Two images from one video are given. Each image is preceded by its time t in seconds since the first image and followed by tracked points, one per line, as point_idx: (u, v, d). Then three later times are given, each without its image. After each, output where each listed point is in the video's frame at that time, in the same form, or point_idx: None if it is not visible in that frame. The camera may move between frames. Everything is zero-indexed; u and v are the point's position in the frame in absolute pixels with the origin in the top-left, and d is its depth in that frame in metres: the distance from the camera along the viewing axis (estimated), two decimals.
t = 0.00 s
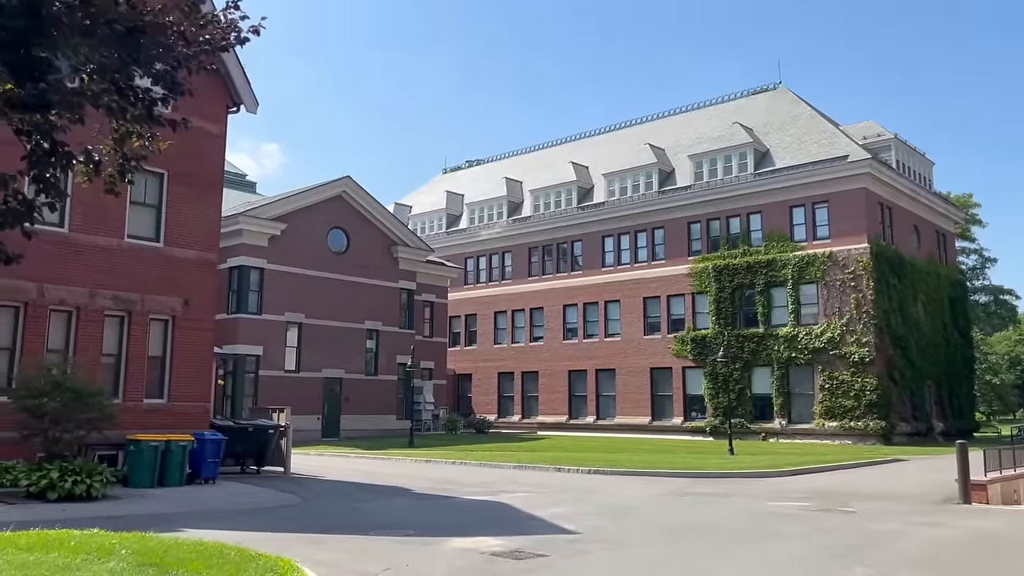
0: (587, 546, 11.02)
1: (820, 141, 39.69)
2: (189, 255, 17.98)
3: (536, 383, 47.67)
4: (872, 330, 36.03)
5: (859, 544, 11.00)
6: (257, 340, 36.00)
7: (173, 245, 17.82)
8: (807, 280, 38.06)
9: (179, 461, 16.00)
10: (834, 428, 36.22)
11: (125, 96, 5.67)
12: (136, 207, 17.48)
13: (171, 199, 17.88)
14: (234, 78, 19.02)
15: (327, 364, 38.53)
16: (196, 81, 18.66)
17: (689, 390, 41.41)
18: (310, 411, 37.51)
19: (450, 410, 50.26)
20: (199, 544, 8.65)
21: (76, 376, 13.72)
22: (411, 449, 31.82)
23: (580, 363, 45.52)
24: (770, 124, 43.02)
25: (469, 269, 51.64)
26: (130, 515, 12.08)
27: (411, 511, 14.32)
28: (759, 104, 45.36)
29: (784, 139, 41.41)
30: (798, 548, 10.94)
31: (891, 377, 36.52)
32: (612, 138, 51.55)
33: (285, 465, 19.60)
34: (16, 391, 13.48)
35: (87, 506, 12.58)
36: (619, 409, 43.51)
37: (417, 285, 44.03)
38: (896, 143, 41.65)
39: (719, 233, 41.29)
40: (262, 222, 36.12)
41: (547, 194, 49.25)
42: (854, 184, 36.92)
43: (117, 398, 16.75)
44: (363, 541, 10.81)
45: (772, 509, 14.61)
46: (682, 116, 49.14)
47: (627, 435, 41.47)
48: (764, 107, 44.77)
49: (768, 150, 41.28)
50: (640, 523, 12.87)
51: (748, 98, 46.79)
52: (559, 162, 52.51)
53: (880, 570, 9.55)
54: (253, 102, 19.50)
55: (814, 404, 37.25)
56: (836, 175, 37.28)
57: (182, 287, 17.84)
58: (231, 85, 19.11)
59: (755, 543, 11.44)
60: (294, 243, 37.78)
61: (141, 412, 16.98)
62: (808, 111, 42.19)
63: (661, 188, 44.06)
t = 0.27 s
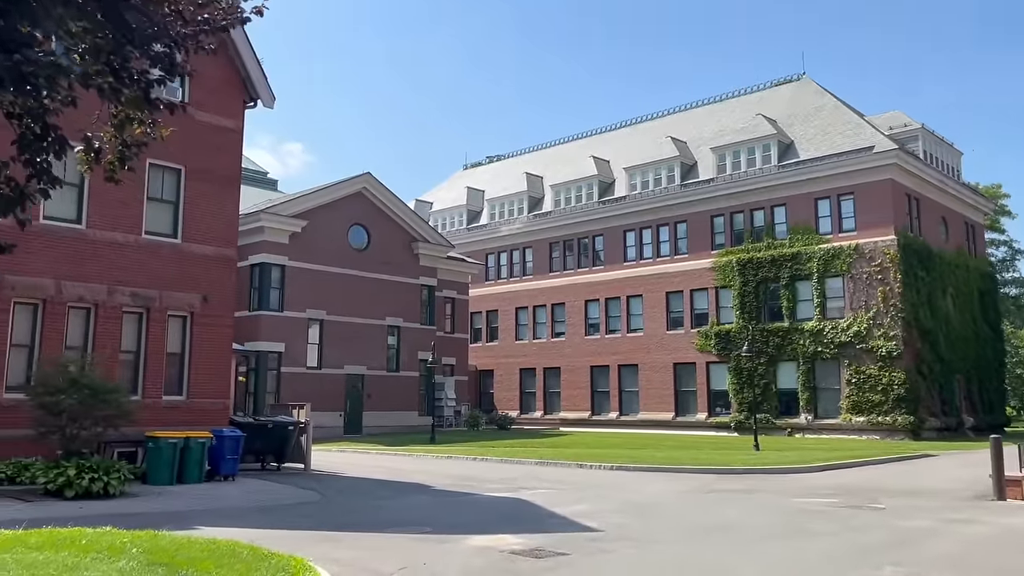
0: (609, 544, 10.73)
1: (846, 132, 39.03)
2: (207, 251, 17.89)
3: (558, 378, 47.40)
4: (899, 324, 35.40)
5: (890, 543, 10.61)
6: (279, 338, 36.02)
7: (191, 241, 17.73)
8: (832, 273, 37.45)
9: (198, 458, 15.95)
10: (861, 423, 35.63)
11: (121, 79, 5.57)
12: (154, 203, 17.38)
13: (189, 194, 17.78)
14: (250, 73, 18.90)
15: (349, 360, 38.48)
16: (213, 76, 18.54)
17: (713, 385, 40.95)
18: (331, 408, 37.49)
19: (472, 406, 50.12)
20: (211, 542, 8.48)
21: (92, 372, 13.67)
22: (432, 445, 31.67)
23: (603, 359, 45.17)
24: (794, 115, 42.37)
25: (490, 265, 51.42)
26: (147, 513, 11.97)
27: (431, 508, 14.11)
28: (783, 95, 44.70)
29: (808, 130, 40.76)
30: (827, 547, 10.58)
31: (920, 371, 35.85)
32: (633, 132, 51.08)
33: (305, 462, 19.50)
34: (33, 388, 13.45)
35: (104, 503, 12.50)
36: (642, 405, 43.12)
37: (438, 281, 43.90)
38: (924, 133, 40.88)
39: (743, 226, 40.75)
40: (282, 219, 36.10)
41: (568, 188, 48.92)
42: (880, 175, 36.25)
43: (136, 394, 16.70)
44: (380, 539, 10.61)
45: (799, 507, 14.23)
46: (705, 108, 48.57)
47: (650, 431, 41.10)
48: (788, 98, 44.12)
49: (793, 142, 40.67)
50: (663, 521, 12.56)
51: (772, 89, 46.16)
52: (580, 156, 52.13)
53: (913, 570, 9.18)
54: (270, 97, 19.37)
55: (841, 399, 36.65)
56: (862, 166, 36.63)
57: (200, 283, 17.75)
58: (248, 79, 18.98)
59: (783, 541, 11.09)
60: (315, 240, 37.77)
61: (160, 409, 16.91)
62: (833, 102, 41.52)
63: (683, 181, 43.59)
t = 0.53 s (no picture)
0: (627, 546, 10.43)
1: (867, 123, 38.40)
2: (219, 250, 17.76)
3: (576, 376, 47.09)
4: (924, 318, 34.80)
5: (919, 545, 10.23)
6: (296, 337, 35.96)
7: (203, 240, 17.60)
8: (855, 267, 36.88)
9: (211, 459, 15.81)
10: (885, 419, 35.06)
11: (103, 67, 5.50)
12: (165, 203, 17.25)
13: (201, 193, 17.65)
14: (261, 70, 18.76)
15: (367, 359, 38.37)
16: (224, 75, 18.37)
17: (734, 381, 40.49)
18: (349, 407, 37.40)
19: (491, 404, 49.91)
20: (217, 548, 8.26)
21: (103, 373, 13.55)
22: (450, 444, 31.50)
23: (621, 356, 44.81)
24: (813, 108, 41.78)
25: (507, 263, 51.16)
26: (157, 515, 11.82)
27: (445, 509, 13.88)
28: (802, 87, 44.09)
29: (828, 122, 40.15)
30: (854, 549, 10.21)
31: (945, 366, 35.23)
32: (650, 126, 50.63)
33: (320, 462, 19.35)
34: (45, 390, 13.35)
35: (115, 506, 12.37)
36: (662, 402, 42.72)
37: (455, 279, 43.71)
38: (947, 123, 40.16)
39: (762, 221, 40.23)
40: (298, 218, 36.03)
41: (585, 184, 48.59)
42: (902, 166, 35.63)
43: (149, 395, 16.60)
44: (392, 542, 10.37)
45: (823, 506, 13.86)
46: (722, 102, 48.04)
47: (670, 428, 40.70)
48: (808, 90, 43.51)
49: (812, 135, 40.09)
50: (683, 521, 12.24)
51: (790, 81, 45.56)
52: (597, 152, 51.74)
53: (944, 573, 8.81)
54: (281, 95, 19.20)
55: (864, 395, 36.09)
56: (883, 158, 36.02)
57: (213, 283, 17.64)
58: (259, 77, 18.82)
59: (807, 543, 10.73)
60: (331, 239, 37.68)
61: (174, 410, 16.81)
62: (853, 93, 40.91)
63: (701, 175, 43.13)
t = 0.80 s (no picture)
0: (641, 548, 10.16)
1: (883, 115, 37.87)
2: (227, 251, 17.63)
3: (591, 374, 46.78)
4: (943, 312, 34.26)
5: (942, 544, 9.89)
6: (309, 338, 35.87)
7: (211, 242, 17.47)
8: (872, 261, 36.37)
9: (221, 462, 15.67)
10: (905, 415, 34.54)
11: (76, 52, 5.97)
12: (172, 204, 17.13)
13: (208, 194, 17.51)
14: (268, 69, 18.58)
15: (380, 360, 38.24)
16: (230, 74, 18.20)
17: (751, 378, 40.05)
18: (363, 408, 37.28)
19: (506, 404, 49.70)
20: (218, 553, 8.06)
21: (110, 376, 13.40)
22: (464, 444, 31.30)
23: (637, 354, 44.46)
24: (828, 100, 41.27)
25: (520, 262, 50.92)
26: (164, 520, 11.66)
27: (456, 510, 13.65)
28: (816, 80, 43.58)
29: (844, 114, 39.63)
30: (875, 549, 9.90)
31: (966, 360, 34.67)
32: (663, 122, 50.23)
33: (332, 464, 19.19)
34: (52, 394, 13.22)
35: (121, 510, 12.23)
36: (678, 400, 42.34)
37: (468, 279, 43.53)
38: (964, 114, 39.54)
39: (778, 215, 39.77)
40: (310, 219, 35.94)
41: (597, 181, 48.29)
42: (919, 158, 35.10)
43: (158, 398, 16.49)
44: (400, 545, 10.16)
45: (842, 504, 13.52)
46: (736, 96, 47.59)
47: (687, 426, 40.33)
48: (822, 83, 43.00)
49: (827, 127, 39.59)
50: (699, 521, 11.95)
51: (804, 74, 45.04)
52: (609, 149, 51.40)
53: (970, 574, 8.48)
54: (288, 93, 19.01)
55: (883, 390, 35.58)
56: (900, 150, 35.50)
57: (221, 284, 17.51)
58: (265, 76, 18.64)
59: (827, 543, 10.42)
60: (343, 239, 37.58)
61: (183, 412, 16.69)
62: (868, 85, 40.37)
63: (715, 170, 42.73)
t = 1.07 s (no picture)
0: (651, 553, 9.85)
1: (897, 108, 37.35)
2: (231, 254, 17.45)
3: (604, 374, 46.44)
4: (961, 307, 33.75)
5: (964, 546, 9.54)
6: (320, 341, 35.71)
7: (214, 245, 17.29)
8: (887, 256, 35.86)
9: (226, 467, 15.48)
10: (923, 412, 34.00)
11: (34, 42, 6.60)
12: (175, 208, 16.95)
13: (211, 197, 17.33)
14: (269, 70, 18.42)
15: (391, 362, 38.05)
16: (231, 75, 18.03)
17: (766, 376, 39.60)
18: (375, 410, 37.11)
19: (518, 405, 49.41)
20: (213, 563, 7.82)
21: (110, 383, 13.21)
22: (476, 446, 31.07)
23: (649, 353, 44.09)
24: (840, 94, 40.78)
25: (531, 262, 50.63)
26: (165, 527, 11.46)
27: (464, 515, 13.38)
28: (828, 74, 43.09)
29: (856, 108, 39.13)
30: (894, 551, 9.55)
31: (984, 355, 34.13)
32: (673, 119, 49.83)
33: (340, 467, 18.97)
34: (53, 402, 13.03)
35: (122, 518, 12.02)
36: (692, 399, 41.94)
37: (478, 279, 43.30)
38: (980, 106, 38.95)
39: (790, 211, 39.31)
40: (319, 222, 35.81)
41: (608, 179, 47.97)
42: (934, 151, 34.59)
43: (163, 404, 16.32)
44: (403, 552, 9.89)
45: (859, 505, 13.16)
46: (746, 91, 47.14)
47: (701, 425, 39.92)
48: (834, 77, 42.50)
49: (840, 122, 39.10)
50: (711, 525, 11.63)
51: (816, 68, 44.53)
52: (619, 147, 51.06)
53: None
54: (291, 94, 18.85)
55: (901, 387, 35.06)
56: (914, 143, 34.99)
57: (225, 288, 17.33)
58: (267, 77, 18.48)
59: (843, 545, 10.09)
60: (352, 241, 37.42)
61: (188, 418, 16.50)
62: (881, 78, 39.86)
63: (727, 166, 42.33)
